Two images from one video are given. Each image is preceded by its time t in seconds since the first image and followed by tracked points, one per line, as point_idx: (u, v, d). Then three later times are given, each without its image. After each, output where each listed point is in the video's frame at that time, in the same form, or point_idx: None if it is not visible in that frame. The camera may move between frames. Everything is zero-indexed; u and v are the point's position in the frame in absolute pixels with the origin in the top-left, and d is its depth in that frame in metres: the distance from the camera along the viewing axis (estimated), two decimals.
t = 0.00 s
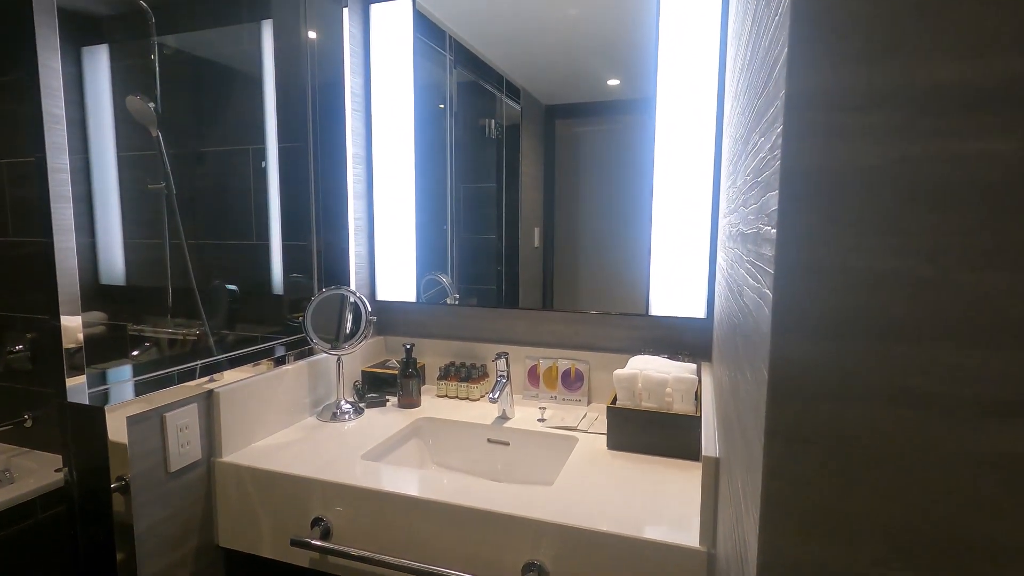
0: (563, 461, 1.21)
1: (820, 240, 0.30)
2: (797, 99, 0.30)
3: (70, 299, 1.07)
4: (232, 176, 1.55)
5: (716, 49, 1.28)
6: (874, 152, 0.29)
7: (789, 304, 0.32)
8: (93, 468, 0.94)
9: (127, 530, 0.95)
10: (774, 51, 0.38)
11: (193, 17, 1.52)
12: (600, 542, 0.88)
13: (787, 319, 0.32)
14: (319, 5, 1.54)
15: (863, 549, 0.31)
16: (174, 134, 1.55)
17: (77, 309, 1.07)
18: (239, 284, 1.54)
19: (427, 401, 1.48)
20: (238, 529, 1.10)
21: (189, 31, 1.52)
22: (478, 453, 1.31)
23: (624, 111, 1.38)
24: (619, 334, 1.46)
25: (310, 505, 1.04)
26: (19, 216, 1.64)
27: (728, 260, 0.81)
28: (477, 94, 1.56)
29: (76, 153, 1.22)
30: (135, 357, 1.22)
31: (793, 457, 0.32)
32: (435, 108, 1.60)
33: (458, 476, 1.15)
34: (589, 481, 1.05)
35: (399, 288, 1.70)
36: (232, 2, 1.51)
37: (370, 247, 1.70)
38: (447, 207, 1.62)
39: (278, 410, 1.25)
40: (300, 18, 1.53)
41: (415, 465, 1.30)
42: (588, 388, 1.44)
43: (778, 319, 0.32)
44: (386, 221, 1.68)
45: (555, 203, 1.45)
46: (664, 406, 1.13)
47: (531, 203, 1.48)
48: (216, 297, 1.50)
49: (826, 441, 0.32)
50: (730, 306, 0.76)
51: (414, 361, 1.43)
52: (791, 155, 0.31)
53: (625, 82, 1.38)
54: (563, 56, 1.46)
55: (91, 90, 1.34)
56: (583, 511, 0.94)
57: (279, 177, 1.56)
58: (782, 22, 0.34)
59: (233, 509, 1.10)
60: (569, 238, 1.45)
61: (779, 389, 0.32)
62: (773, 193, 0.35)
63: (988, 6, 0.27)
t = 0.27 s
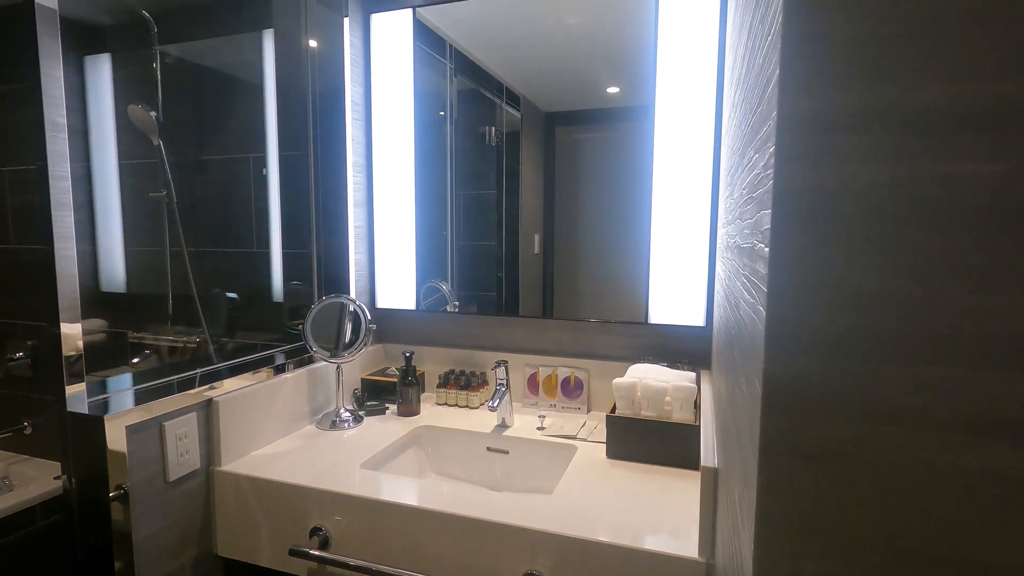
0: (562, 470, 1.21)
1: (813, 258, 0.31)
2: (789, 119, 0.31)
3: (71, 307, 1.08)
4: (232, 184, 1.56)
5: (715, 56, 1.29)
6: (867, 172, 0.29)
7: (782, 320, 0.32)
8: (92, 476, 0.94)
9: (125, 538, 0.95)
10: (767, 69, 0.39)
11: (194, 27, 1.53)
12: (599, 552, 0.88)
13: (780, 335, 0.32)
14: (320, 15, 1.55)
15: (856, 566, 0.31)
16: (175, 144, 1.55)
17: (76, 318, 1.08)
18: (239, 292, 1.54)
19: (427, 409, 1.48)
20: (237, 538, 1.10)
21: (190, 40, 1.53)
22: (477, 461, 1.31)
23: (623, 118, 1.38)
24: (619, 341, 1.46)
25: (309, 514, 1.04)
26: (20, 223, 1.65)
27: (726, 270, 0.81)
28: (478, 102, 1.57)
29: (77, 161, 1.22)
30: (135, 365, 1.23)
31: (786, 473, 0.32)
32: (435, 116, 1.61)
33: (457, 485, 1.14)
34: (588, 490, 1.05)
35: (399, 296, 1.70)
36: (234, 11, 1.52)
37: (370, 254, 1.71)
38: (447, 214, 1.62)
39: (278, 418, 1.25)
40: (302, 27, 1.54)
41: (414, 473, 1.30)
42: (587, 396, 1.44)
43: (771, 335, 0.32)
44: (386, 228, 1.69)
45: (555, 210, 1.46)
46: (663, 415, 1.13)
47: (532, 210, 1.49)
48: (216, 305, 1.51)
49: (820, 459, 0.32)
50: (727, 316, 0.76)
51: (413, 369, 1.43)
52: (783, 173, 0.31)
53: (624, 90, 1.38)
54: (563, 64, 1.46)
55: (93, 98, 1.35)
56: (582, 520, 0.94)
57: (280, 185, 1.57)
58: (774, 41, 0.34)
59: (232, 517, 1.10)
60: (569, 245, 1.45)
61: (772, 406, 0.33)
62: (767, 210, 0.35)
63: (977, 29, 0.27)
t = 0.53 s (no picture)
0: (565, 477, 1.21)
1: (814, 271, 0.30)
2: (790, 131, 0.30)
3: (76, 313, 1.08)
4: (235, 190, 1.56)
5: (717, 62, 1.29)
6: (868, 185, 0.29)
7: (783, 332, 0.32)
8: (94, 482, 0.95)
9: (127, 545, 0.95)
10: (767, 81, 0.39)
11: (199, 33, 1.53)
12: (602, 561, 0.87)
13: (781, 347, 0.32)
14: (324, 22, 1.57)
15: None
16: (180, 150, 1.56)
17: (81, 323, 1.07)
18: (242, 297, 1.55)
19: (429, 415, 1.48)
20: (239, 544, 1.10)
21: (195, 47, 1.53)
22: (479, 468, 1.30)
23: (625, 124, 1.39)
24: (622, 347, 1.46)
25: (311, 521, 1.04)
26: (25, 229, 1.66)
27: (728, 278, 0.81)
28: (480, 107, 1.57)
29: (83, 167, 1.23)
30: (140, 369, 1.23)
31: (788, 486, 0.32)
32: (438, 121, 1.62)
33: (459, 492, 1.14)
34: (590, 497, 1.04)
35: (402, 301, 1.70)
36: (238, 18, 1.53)
37: (373, 260, 1.71)
38: (449, 219, 1.62)
39: (280, 424, 1.25)
40: (305, 34, 1.55)
41: (416, 479, 1.29)
42: (590, 402, 1.44)
43: (772, 348, 0.32)
44: (389, 234, 1.69)
45: (557, 216, 1.46)
46: (666, 422, 1.13)
47: (534, 216, 1.49)
48: (218, 311, 1.51)
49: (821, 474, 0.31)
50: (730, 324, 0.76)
51: (415, 375, 1.43)
52: (785, 185, 0.31)
53: (626, 95, 1.38)
54: (565, 70, 1.47)
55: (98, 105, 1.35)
56: (584, 528, 0.93)
57: (283, 191, 1.57)
58: (774, 53, 0.34)
59: (234, 523, 1.10)
60: (571, 250, 1.45)
61: (774, 418, 0.32)
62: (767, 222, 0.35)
63: (975, 44, 0.27)
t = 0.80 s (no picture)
0: (569, 482, 1.20)
1: (822, 280, 0.30)
2: (797, 136, 0.30)
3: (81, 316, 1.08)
4: (241, 194, 1.57)
5: (722, 64, 1.28)
6: (876, 193, 0.29)
7: (790, 341, 0.31)
8: (100, 485, 0.95)
9: (132, 549, 0.95)
10: (772, 87, 0.39)
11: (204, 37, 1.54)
12: (607, 567, 0.86)
13: (788, 355, 0.31)
14: (329, 27, 1.57)
15: None
16: (184, 154, 1.55)
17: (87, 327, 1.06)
18: (247, 300, 1.55)
19: (433, 419, 1.47)
20: (243, 548, 1.10)
21: (200, 51, 1.53)
22: (483, 472, 1.30)
23: (630, 127, 1.39)
24: (626, 351, 1.45)
25: (315, 525, 1.03)
26: (32, 233, 1.67)
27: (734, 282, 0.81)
28: (484, 111, 1.58)
29: (89, 171, 1.24)
30: (145, 373, 1.24)
31: (794, 495, 0.32)
32: (442, 125, 1.63)
33: (463, 497, 1.14)
34: (594, 502, 1.04)
35: (406, 304, 1.70)
36: (243, 22, 1.54)
37: (377, 263, 1.71)
38: (453, 223, 1.62)
39: (285, 428, 1.25)
40: (310, 39, 1.56)
41: (420, 483, 1.29)
42: (594, 407, 1.43)
43: (780, 355, 0.32)
44: (393, 237, 1.70)
45: (561, 218, 1.46)
46: (671, 427, 1.12)
47: (538, 219, 1.49)
48: (223, 314, 1.51)
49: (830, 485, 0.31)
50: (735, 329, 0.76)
51: (420, 378, 1.43)
52: (791, 191, 0.30)
53: (631, 98, 1.38)
54: (569, 73, 1.47)
55: (105, 109, 1.36)
56: (588, 533, 0.93)
57: (288, 194, 1.58)
58: (780, 59, 0.34)
59: (238, 527, 1.10)
60: (575, 253, 1.45)
61: (780, 427, 0.32)
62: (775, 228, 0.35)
63: (985, 47, 0.26)
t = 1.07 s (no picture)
0: (576, 484, 1.20)
1: (845, 288, 0.28)
2: (817, 130, 0.28)
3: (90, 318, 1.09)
4: (248, 196, 1.57)
5: (728, 65, 1.28)
6: (903, 196, 0.27)
7: (812, 346, 0.29)
8: (107, 486, 0.95)
9: (139, 550, 0.95)
10: (788, 85, 0.38)
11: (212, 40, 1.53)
12: (613, 571, 0.86)
13: (809, 361, 0.29)
14: (335, 29, 1.58)
15: None
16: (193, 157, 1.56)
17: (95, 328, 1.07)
18: (253, 302, 1.56)
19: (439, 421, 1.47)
20: (249, 550, 1.10)
21: (208, 54, 1.54)
22: (489, 475, 1.30)
23: (636, 129, 1.38)
24: (633, 354, 1.45)
25: (321, 528, 1.03)
26: (41, 235, 1.68)
27: (743, 284, 0.80)
28: (490, 112, 1.58)
29: (98, 173, 1.24)
30: (152, 374, 1.24)
31: (815, 510, 0.30)
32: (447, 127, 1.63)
33: (468, 500, 1.13)
34: (601, 506, 1.03)
35: (412, 308, 1.69)
36: (249, 25, 1.54)
37: (383, 265, 1.71)
38: (460, 225, 1.62)
39: (290, 430, 1.25)
40: (316, 42, 1.56)
41: (425, 486, 1.29)
42: (600, 409, 1.43)
43: (799, 361, 0.30)
44: (399, 240, 1.69)
45: (567, 220, 1.46)
46: (678, 430, 1.12)
47: (544, 221, 1.49)
48: (230, 316, 1.52)
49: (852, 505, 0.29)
50: (746, 331, 0.75)
51: (425, 381, 1.43)
52: (811, 188, 0.29)
53: (636, 100, 1.38)
54: (575, 74, 1.46)
55: (114, 113, 1.36)
56: (596, 538, 0.92)
57: (295, 196, 1.58)
58: (798, 56, 0.33)
59: (244, 529, 1.10)
60: (581, 255, 1.45)
61: (800, 437, 0.30)
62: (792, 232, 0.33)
63: None
